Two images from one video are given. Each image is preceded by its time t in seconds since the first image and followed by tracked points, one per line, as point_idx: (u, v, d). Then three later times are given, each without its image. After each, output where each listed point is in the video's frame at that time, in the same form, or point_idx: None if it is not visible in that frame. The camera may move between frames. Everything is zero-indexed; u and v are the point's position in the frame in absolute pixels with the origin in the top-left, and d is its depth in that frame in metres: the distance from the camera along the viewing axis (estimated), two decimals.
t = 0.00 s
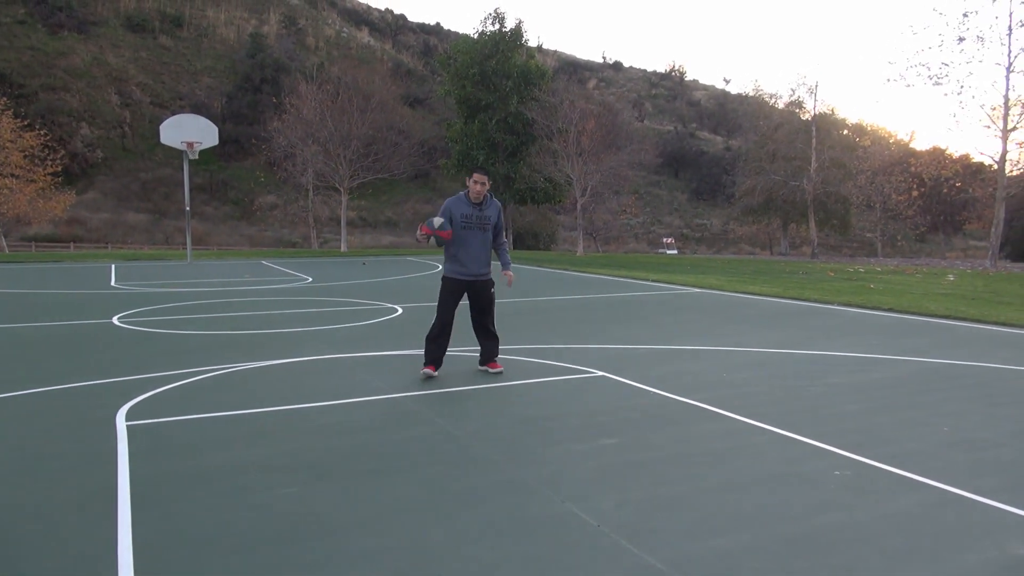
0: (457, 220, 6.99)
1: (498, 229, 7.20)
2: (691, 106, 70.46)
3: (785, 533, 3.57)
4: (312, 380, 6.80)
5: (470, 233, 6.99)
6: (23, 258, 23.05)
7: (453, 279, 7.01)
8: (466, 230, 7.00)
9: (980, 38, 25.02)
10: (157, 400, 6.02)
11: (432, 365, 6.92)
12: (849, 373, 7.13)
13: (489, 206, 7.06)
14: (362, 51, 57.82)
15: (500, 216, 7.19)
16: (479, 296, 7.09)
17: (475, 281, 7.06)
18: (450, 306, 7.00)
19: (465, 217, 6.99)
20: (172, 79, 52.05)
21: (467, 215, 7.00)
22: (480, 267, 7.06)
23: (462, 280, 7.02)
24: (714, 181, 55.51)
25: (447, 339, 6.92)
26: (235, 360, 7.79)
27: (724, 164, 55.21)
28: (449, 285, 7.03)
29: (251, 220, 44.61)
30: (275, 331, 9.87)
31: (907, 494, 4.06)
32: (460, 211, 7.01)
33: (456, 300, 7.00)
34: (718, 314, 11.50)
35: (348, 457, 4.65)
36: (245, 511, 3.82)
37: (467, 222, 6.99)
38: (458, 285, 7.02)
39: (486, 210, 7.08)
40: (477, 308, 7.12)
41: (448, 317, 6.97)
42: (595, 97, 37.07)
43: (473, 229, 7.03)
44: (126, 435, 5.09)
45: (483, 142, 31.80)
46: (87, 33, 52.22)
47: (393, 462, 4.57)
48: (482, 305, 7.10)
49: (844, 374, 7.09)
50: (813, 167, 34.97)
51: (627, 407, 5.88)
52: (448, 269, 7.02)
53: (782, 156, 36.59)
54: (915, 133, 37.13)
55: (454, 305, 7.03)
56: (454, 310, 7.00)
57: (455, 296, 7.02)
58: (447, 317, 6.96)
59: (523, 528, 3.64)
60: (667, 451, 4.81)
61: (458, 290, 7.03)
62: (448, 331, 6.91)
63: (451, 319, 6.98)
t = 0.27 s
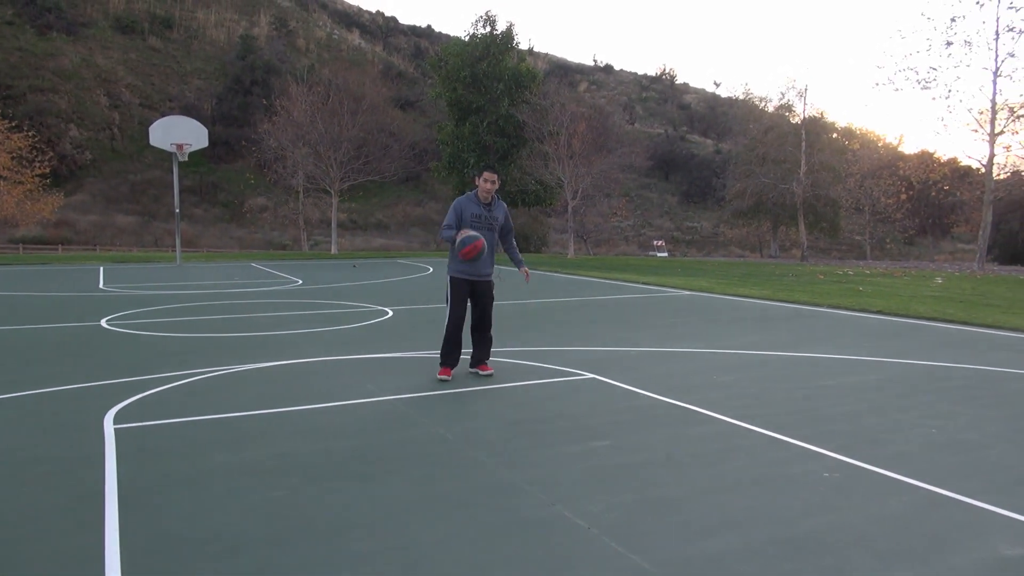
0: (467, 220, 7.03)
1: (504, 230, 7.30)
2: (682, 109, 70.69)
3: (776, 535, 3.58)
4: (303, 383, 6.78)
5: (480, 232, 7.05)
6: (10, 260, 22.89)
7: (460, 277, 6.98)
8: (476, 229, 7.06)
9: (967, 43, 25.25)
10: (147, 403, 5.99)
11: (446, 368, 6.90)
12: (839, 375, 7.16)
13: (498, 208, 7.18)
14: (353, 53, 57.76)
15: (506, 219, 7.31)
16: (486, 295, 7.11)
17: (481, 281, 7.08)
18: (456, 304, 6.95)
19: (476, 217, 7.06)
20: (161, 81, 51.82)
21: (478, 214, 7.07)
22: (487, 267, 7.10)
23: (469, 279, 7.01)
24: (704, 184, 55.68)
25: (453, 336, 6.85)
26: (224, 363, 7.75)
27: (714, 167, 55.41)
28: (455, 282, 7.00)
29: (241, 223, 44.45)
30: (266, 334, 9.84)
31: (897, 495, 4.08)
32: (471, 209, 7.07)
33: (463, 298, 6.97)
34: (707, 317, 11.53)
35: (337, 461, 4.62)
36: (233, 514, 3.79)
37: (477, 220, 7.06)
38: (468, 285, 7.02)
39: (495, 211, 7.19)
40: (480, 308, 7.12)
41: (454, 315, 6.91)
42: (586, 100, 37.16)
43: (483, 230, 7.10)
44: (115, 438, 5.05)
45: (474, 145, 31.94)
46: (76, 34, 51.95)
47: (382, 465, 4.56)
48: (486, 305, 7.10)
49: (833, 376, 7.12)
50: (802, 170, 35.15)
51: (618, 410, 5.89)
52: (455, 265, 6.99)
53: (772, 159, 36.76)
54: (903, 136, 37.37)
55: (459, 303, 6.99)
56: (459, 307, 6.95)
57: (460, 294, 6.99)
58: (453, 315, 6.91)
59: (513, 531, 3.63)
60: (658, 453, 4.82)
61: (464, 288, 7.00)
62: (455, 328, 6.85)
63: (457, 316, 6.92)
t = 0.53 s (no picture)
0: (465, 223, 6.98)
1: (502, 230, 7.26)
2: (670, 112, 70.98)
3: (763, 536, 3.59)
4: (290, 386, 6.75)
5: (478, 235, 7.00)
6: None
7: (461, 280, 6.95)
8: (474, 231, 7.01)
9: (952, 47, 25.48)
10: (132, 407, 5.94)
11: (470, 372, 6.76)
12: (826, 377, 7.20)
13: (496, 209, 7.13)
14: (342, 55, 57.63)
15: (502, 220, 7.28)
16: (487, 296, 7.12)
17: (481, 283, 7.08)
18: (458, 308, 6.94)
19: (473, 219, 7.00)
20: (149, 83, 51.55)
21: (476, 216, 7.01)
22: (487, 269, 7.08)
23: (471, 282, 6.99)
24: (692, 186, 55.86)
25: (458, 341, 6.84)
26: (212, 366, 7.70)
27: (702, 170, 55.63)
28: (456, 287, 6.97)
29: (229, 225, 44.26)
30: (253, 336, 9.79)
31: (883, 496, 4.10)
32: (470, 212, 7.00)
33: (465, 301, 6.95)
34: (696, 319, 11.58)
35: (325, 463, 4.60)
36: (220, 518, 3.76)
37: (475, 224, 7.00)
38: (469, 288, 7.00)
39: (492, 212, 7.12)
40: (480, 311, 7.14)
41: (457, 319, 6.90)
42: (574, 103, 37.23)
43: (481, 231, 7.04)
44: (100, 442, 5.01)
45: (463, 147, 31.85)
46: (62, 35, 51.58)
47: (371, 468, 4.54)
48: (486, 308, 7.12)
49: (821, 378, 7.15)
50: (790, 172, 35.35)
51: (606, 411, 5.89)
52: (455, 269, 6.96)
53: (760, 161, 36.94)
54: (890, 139, 37.65)
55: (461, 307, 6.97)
56: (463, 311, 6.93)
57: (462, 297, 6.97)
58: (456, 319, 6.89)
59: (502, 534, 3.63)
60: (646, 454, 4.82)
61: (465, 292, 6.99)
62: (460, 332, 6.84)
63: (459, 320, 6.91)
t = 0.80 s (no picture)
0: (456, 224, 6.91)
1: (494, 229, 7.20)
2: (657, 113, 71.22)
3: (748, 534, 3.61)
4: (277, 388, 6.72)
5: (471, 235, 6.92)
6: None
7: (458, 282, 6.88)
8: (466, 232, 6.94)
9: (935, 48, 25.73)
10: (117, 410, 5.90)
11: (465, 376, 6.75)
12: (812, 376, 7.25)
13: (485, 208, 7.08)
14: (328, 57, 57.46)
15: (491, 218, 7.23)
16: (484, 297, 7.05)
17: (478, 284, 7.00)
18: (457, 310, 6.86)
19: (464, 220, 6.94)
20: (133, 84, 51.16)
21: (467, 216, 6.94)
22: (483, 269, 7.01)
23: (468, 283, 6.91)
24: (679, 187, 56.05)
25: (460, 344, 6.77)
26: (198, 369, 7.65)
27: (689, 170, 55.84)
28: (453, 289, 6.88)
29: (215, 227, 44.00)
30: (240, 339, 9.74)
31: (868, 493, 4.13)
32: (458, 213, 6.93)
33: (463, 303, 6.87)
34: (684, 319, 11.61)
35: (311, 466, 4.57)
36: (204, 521, 3.74)
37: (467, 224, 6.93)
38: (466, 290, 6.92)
39: (481, 211, 7.07)
40: (479, 312, 7.07)
41: (456, 322, 6.82)
42: (561, 104, 37.27)
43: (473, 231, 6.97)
44: (84, 446, 4.96)
45: (450, 149, 31.88)
46: (44, 37, 51.10)
47: (358, 470, 4.52)
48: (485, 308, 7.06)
49: (806, 376, 7.21)
50: (776, 173, 35.53)
51: (593, 411, 5.90)
52: (452, 271, 6.88)
53: (746, 162, 37.13)
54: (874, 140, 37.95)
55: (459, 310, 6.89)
56: (461, 314, 6.85)
57: (460, 300, 6.90)
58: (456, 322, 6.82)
59: (488, 534, 3.63)
60: (632, 454, 4.84)
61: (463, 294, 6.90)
62: (460, 335, 6.78)
63: (459, 323, 6.84)
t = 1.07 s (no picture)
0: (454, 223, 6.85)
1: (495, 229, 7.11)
2: (647, 113, 71.36)
3: (737, 531, 3.64)
4: (267, 389, 6.70)
5: (469, 235, 6.87)
6: None
7: (456, 283, 6.86)
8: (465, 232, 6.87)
9: (923, 48, 25.91)
10: (105, 412, 5.86)
11: (455, 377, 6.75)
12: (801, 373, 7.28)
13: (483, 207, 6.99)
14: (318, 57, 57.29)
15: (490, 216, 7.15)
16: (482, 297, 7.02)
17: (475, 284, 6.98)
18: (453, 311, 6.86)
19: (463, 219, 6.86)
20: (121, 84, 50.85)
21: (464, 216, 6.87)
22: (480, 269, 6.98)
23: (465, 284, 6.89)
24: (669, 186, 56.19)
25: (456, 345, 6.78)
26: (187, 369, 7.62)
27: (679, 170, 55.99)
28: (449, 290, 6.87)
29: (204, 227, 43.84)
30: (230, 340, 9.71)
31: (855, 490, 4.17)
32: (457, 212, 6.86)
33: (459, 303, 6.87)
34: (674, 318, 11.64)
35: (300, 467, 4.57)
36: (193, 523, 3.73)
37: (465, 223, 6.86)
38: (463, 290, 6.91)
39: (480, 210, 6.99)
40: (478, 311, 7.05)
41: (452, 323, 6.84)
42: (552, 104, 37.31)
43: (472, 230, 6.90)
44: (72, 448, 4.94)
45: (440, 148, 31.93)
46: (31, 37, 50.75)
47: (348, 470, 4.53)
48: (485, 308, 7.03)
49: (796, 374, 7.24)
50: (765, 172, 35.68)
51: (584, 411, 5.92)
52: (449, 271, 6.86)
53: (735, 162, 37.29)
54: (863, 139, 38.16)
55: (456, 311, 6.90)
56: (458, 314, 6.86)
57: (457, 300, 6.89)
58: (452, 323, 6.82)
59: (479, 533, 3.63)
60: (622, 452, 4.86)
61: (460, 295, 6.89)
62: (457, 336, 6.78)
63: (455, 324, 6.84)
